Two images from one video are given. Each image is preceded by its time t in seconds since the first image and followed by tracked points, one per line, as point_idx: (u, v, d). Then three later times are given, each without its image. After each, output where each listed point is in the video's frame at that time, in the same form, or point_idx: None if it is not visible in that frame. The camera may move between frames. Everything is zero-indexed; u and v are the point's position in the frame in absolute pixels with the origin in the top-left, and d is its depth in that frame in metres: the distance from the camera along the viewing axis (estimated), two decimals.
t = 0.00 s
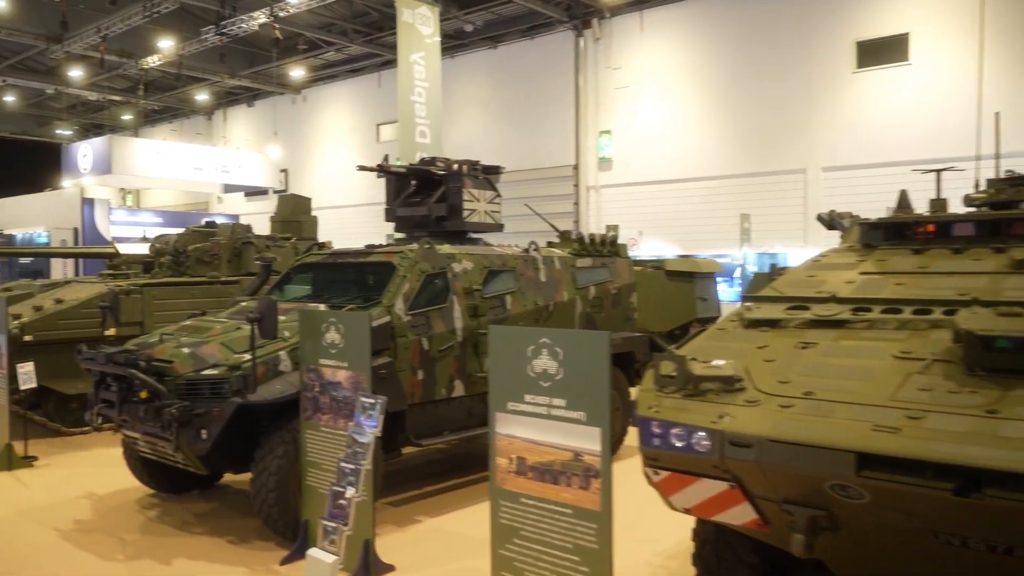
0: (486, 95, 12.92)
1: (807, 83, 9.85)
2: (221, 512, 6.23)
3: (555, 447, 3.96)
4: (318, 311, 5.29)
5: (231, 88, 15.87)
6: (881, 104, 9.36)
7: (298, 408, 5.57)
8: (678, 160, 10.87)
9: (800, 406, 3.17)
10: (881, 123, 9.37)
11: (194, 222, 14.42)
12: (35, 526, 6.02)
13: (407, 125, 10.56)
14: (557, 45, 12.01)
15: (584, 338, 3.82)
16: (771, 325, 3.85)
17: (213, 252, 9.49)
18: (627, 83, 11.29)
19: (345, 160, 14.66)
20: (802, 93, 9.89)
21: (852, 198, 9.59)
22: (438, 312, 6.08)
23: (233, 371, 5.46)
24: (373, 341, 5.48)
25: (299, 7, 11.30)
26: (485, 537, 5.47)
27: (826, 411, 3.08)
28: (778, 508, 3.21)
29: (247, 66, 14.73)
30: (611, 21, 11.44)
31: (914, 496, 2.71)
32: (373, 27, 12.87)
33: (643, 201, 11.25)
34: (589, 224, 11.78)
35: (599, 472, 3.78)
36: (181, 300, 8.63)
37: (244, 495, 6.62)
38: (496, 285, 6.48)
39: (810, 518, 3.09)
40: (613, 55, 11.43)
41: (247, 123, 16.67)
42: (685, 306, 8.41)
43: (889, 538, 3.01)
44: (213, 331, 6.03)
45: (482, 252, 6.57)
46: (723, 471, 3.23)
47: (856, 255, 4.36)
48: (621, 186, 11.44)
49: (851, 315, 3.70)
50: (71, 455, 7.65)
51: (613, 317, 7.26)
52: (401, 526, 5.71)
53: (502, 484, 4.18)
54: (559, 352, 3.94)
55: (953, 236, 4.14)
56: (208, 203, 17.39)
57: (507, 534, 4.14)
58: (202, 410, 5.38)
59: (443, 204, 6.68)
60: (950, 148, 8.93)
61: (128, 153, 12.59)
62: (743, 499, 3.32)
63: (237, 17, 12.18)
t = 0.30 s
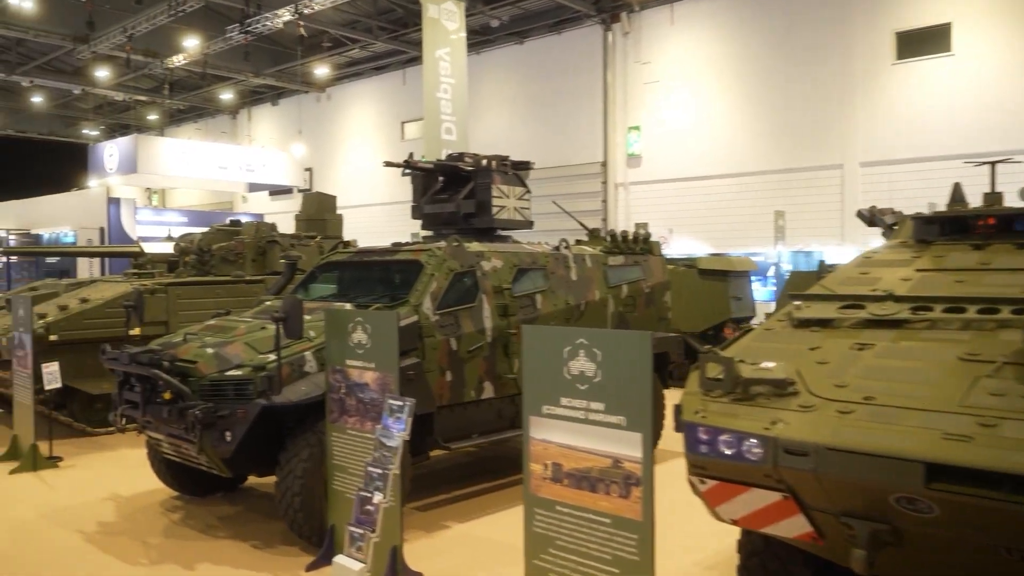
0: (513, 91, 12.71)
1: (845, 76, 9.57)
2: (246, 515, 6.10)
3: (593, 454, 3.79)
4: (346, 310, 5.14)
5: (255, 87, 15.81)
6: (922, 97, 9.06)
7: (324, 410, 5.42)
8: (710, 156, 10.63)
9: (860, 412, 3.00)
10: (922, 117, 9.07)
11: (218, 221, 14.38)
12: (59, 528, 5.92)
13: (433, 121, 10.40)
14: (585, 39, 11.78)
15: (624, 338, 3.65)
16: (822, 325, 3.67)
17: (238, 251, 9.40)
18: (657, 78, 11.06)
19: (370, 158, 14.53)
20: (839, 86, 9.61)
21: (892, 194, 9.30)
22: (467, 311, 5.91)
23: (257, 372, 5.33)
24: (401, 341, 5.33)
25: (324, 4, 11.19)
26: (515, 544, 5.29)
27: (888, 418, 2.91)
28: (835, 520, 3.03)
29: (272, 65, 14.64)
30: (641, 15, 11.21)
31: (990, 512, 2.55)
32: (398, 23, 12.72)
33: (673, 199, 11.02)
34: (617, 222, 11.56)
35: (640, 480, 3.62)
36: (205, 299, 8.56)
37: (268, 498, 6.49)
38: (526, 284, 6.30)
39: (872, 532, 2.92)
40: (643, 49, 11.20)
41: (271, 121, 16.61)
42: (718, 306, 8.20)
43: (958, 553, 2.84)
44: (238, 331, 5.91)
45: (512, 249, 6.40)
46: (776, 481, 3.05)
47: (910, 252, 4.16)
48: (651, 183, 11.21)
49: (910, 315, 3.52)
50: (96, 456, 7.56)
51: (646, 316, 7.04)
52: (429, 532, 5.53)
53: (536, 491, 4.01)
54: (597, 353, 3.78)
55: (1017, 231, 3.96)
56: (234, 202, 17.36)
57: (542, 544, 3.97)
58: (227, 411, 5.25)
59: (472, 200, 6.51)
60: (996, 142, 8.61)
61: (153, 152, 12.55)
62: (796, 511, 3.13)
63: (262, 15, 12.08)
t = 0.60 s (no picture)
0: (537, 88, 12.50)
1: (882, 71, 9.29)
2: (269, 520, 5.95)
3: (631, 463, 3.61)
4: (371, 311, 4.98)
5: (279, 86, 15.75)
6: (964, 91, 8.76)
7: (349, 414, 5.27)
8: (741, 154, 10.38)
9: (924, 422, 2.80)
10: (963, 112, 8.78)
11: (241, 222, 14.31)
12: (80, 532, 5.81)
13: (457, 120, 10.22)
14: (612, 35, 11.55)
15: (665, 341, 3.47)
16: (876, 329, 3.47)
17: (261, 251, 9.29)
18: (687, 74, 10.83)
19: (393, 157, 14.39)
20: (875, 81, 9.34)
21: (932, 192, 9.01)
22: (495, 312, 5.74)
23: (281, 374, 5.18)
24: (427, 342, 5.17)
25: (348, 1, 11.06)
26: (546, 553, 5.10)
27: (956, 429, 2.71)
28: (897, 538, 2.85)
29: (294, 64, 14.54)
30: (670, 9, 10.97)
31: None
32: (422, 21, 12.57)
33: (703, 198, 10.79)
34: (645, 222, 11.34)
35: (682, 492, 3.43)
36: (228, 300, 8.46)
37: (291, 503, 6.35)
38: (556, 285, 6.12)
39: (939, 552, 2.74)
40: (672, 45, 10.97)
41: (294, 121, 16.52)
42: (751, 308, 7.98)
43: None
44: (260, 333, 5.76)
45: (541, 249, 6.21)
46: (832, 496, 2.86)
47: (967, 252, 3.94)
48: (680, 181, 10.98)
49: (971, 319, 3.31)
50: (119, 458, 7.46)
51: (678, 319, 6.81)
52: (456, 540, 5.35)
53: (571, 502, 3.83)
54: (635, 357, 3.59)
55: None
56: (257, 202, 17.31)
57: (576, 557, 3.78)
58: (249, 415, 5.10)
59: (499, 198, 6.33)
60: None
61: (176, 152, 12.49)
62: (853, 527, 2.94)
63: (285, 13, 11.96)
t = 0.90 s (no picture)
0: (560, 84, 12.29)
1: (917, 63, 9.03)
2: (290, 525, 5.79)
3: (671, 472, 3.42)
4: (396, 311, 4.81)
5: (299, 85, 15.65)
6: (1005, 83, 8.47)
7: (372, 417, 5.11)
8: (771, 150, 10.14)
9: (996, 431, 2.60)
10: (1004, 105, 8.48)
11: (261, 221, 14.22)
12: (100, 537, 5.66)
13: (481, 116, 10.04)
14: (636, 30, 11.32)
15: (709, 343, 3.27)
16: (934, 330, 3.27)
17: (281, 250, 9.17)
18: (714, 68, 10.59)
19: (415, 155, 14.23)
20: (910, 74, 9.07)
21: (971, 188, 8.71)
22: (522, 313, 5.56)
23: (302, 377, 5.03)
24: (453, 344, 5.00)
25: None
26: (576, 562, 4.90)
27: None
28: (966, 556, 2.64)
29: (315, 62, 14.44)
30: (696, 3, 10.73)
31: None
32: (443, 17, 12.40)
33: (731, 195, 10.56)
34: (671, 220, 11.12)
35: (726, 503, 3.24)
36: (249, 299, 8.33)
37: (313, 507, 6.20)
38: (585, 284, 5.93)
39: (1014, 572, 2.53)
40: (698, 40, 10.73)
41: (314, 119, 16.42)
42: (783, 309, 7.79)
43: None
44: (281, 334, 5.61)
45: (568, 247, 6.03)
46: (895, 510, 2.66)
47: None
48: (708, 178, 10.75)
49: None
50: (138, 460, 7.33)
51: (710, 319, 6.60)
52: (482, 547, 5.16)
53: (605, 512, 3.64)
54: (675, 360, 3.41)
55: None
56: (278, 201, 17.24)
57: (612, 570, 3.59)
58: (270, 418, 4.96)
59: (525, 195, 6.14)
60: None
61: (196, 151, 12.41)
62: (916, 544, 2.74)
63: (306, 11, 11.81)
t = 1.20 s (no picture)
0: (581, 80, 12.08)
1: (951, 56, 8.76)
2: (308, 531, 5.63)
3: (710, 482, 3.23)
4: (417, 311, 4.64)
5: (317, 82, 15.54)
6: None
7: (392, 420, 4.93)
8: (800, 145, 9.89)
9: None
10: None
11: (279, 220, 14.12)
12: (114, 541, 5.51)
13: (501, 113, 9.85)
14: (660, 23, 11.09)
15: (752, 345, 3.08)
16: (994, 332, 3.05)
17: (299, 249, 9.04)
18: (740, 62, 10.36)
19: (434, 153, 14.07)
20: (944, 68, 8.81)
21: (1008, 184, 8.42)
22: (547, 313, 5.37)
23: (320, 378, 4.86)
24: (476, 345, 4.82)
25: None
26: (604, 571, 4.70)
27: None
28: None
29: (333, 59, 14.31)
30: None
31: None
32: (463, 13, 12.22)
33: (757, 192, 10.32)
34: (695, 219, 10.89)
35: (772, 515, 3.03)
36: (266, 298, 8.20)
37: (331, 511, 6.03)
38: (611, 283, 5.74)
39: None
40: (724, 33, 10.50)
41: (331, 117, 16.30)
42: (814, 310, 7.58)
43: None
44: (299, 334, 5.45)
45: (594, 245, 5.83)
46: (961, 526, 2.46)
47: None
48: (733, 175, 10.51)
49: None
50: (154, 461, 7.19)
51: (741, 319, 6.38)
52: (505, 555, 4.97)
53: (639, 523, 3.45)
54: (715, 362, 3.21)
55: None
56: (295, 199, 17.14)
57: None
58: (287, 421, 4.80)
59: (549, 191, 5.95)
60: None
61: (213, 149, 12.30)
62: (983, 562, 2.53)
63: (324, 7, 11.65)
